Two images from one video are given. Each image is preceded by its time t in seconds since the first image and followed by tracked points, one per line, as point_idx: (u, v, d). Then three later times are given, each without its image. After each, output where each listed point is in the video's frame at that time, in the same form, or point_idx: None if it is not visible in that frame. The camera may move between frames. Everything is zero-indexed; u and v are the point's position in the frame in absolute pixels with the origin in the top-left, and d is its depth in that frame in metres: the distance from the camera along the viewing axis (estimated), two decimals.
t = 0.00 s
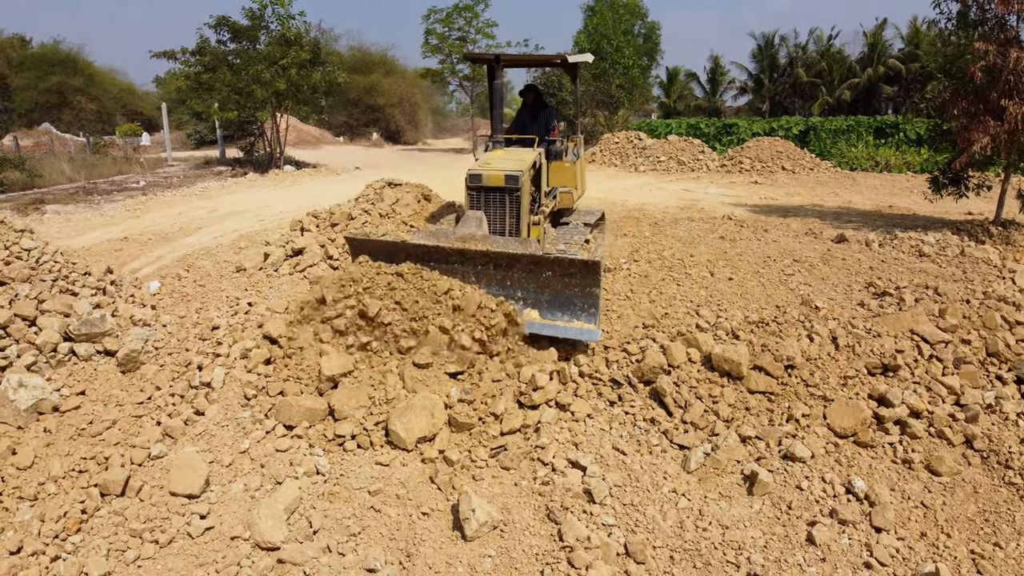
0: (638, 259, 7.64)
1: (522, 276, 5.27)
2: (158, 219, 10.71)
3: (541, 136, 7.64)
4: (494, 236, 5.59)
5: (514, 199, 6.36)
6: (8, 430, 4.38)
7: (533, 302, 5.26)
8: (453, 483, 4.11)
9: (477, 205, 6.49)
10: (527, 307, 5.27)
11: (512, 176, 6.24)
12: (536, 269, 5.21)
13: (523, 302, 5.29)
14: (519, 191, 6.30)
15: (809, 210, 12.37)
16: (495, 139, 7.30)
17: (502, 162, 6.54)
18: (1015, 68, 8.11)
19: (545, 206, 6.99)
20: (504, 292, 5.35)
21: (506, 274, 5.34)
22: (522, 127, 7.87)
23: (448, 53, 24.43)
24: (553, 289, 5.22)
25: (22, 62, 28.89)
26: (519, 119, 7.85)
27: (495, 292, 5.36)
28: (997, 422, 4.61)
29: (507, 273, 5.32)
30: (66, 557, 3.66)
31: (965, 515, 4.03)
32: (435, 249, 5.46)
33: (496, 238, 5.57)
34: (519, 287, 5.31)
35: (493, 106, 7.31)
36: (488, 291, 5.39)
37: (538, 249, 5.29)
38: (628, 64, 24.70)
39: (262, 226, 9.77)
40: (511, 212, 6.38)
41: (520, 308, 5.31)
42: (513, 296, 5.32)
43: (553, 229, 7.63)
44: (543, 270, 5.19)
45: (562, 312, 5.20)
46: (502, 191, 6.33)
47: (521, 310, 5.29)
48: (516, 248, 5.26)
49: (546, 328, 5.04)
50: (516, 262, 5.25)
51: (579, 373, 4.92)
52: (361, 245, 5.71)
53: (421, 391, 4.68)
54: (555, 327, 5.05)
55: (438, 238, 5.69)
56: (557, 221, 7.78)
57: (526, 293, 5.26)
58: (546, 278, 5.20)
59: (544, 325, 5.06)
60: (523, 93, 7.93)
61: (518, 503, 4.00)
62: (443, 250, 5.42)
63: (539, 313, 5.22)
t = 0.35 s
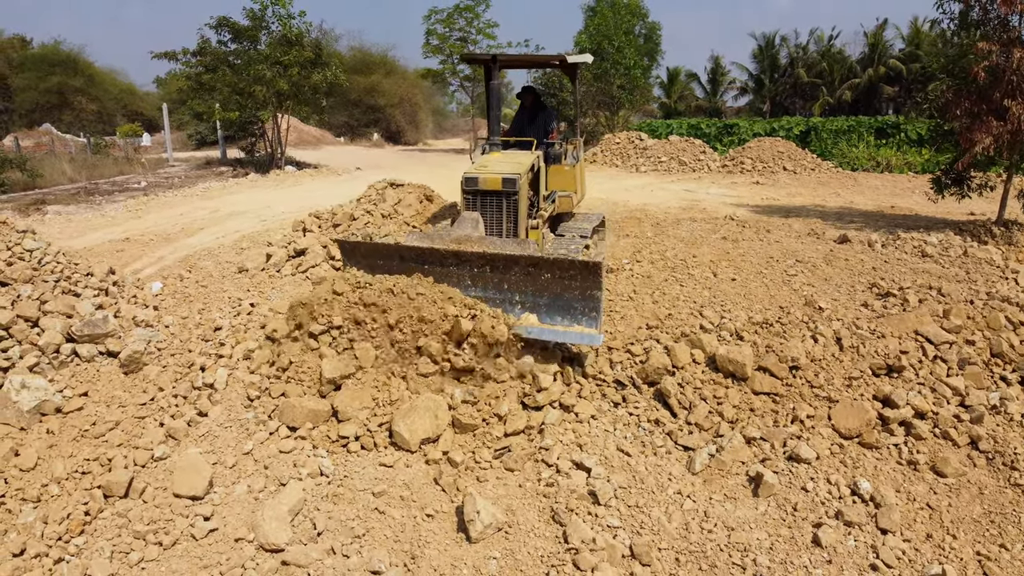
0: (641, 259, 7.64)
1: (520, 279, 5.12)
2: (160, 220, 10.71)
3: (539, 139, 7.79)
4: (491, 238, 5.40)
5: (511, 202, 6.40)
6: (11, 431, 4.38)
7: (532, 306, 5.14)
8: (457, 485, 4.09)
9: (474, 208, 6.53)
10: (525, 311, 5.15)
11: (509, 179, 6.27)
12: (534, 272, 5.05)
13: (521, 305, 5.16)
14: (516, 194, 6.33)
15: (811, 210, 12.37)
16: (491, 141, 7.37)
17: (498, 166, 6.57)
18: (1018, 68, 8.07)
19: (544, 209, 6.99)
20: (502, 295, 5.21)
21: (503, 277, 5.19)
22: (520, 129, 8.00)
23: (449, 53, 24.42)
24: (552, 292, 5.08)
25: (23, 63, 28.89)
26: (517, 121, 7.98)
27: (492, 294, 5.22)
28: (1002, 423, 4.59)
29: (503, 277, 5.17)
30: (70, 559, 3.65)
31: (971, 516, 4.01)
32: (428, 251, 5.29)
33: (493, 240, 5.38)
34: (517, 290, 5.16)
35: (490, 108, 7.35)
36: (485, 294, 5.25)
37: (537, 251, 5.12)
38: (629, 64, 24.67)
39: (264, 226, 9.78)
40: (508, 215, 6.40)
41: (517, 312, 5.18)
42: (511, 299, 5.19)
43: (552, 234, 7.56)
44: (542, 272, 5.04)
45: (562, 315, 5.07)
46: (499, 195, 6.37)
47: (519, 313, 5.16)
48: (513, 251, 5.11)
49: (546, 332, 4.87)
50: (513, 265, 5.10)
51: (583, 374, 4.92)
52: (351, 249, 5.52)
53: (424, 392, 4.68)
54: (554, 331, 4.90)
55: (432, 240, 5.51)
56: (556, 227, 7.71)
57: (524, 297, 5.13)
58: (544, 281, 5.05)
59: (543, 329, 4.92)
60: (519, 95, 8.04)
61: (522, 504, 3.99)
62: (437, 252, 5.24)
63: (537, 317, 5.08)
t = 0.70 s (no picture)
0: (642, 260, 7.63)
1: (514, 285, 4.83)
2: (161, 220, 10.73)
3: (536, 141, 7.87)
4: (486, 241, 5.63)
5: (506, 205, 6.36)
6: (11, 432, 4.37)
7: (526, 315, 4.84)
8: (459, 486, 4.08)
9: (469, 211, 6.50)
10: (519, 320, 4.85)
11: (503, 183, 6.21)
12: (531, 278, 4.76)
13: (515, 314, 4.86)
14: (511, 198, 6.27)
15: (812, 211, 12.37)
16: (487, 144, 7.26)
17: (494, 169, 6.53)
18: (1020, 68, 8.05)
19: (540, 214, 6.99)
20: (494, 301, 4.91)
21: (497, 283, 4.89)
22: (516, 132, 8.04)
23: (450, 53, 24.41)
24: (548, 300, 4.78)
25: (24, 63, 28.90)
26: (513, 123, 8.04)
27: (485, 301, 4.93)
28: (1005, 424, 4.58)
29: (498, 282, 4.87)
30: (71, 561, 3.64)
31: (974, 518, 4.00)
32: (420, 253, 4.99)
33: (488, 243, 5.60)
34: (512, 297, 4.86)
35: (486, 108, 7.30)
36: (478, 301, 4.95)
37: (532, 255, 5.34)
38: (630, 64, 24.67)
39: (265, 227, 9.78)
40: (503, 218, 6.37)
41: (510, 320, 4.88)
42: (504, 306, 4.88)
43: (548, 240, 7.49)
44: (539, 279, 4.75)
45: (557, 325, 4.77)
46: (494, 198, 6.33)
47: (511, 321, 4.86)
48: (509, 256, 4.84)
49: (541, 343, 4.66)
50: (509, 270, 4.81)
51: (586, 375, 4.91)
52: (341, 248, 5.26)
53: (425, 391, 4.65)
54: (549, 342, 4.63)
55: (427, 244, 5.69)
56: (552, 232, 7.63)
57: (519, 304, 4.83)
58: (541, 288, 4.76)
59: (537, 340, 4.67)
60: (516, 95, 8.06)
61: (525, 506, 3.98)
62: (430, 255, 4.93)
63: (532, 325, 4.81)
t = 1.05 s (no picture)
0: (642, 260, 7.61)
1: (509, 279, 4.76)
2: (160, 220, 10.71)
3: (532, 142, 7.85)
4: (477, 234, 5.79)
5: (500, 209, 6.39)
6: (9, 432, 4.35)
7: (521, 310, 4.76)
8: (459, 486, 4.07)
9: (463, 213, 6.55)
10: (513, 315, 4.77)
11: (496, 187, 6.23)
12: (525, 272, 4.69)
13: (509, 309, 4.78)
14: (505, 201, 6.31)
15: (813, 210, 12.34)
16: (482, 145, 7.39)
17: (487, 172, 6.55)
18: (1022, 67, 8.03)
19: (535, 217, 7.01)
20: (488, 297, 4.84)
21: (491, 278, 4.82)
22: (512, 133, 8.04)
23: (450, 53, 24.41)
24: (543, 294, 4.71)
25: (24, 63, 28.89)
26: (509, 124, 8.03)
27: (479, 297, 4.85)
28: (1007, 424, 4.57)
29: (491, 278, 4.80)
30: (69, 562, 3.63)
31: (976, 518, 3.98)
32: (412, 250, 4.89)
33: (480, 236, 5.76)
34: (506, 292, 4.79)
35: (480, 108, 7.26)
36: (471, 297, 4.87)
37: (523, 247, 5.54)
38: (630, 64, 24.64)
39: (265, 226, 9.76)
40: (497, 222, 6.42)
41: (505, 316, 4.80)
42: (498, 302, 4.82)
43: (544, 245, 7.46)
44: (533, 273, 4.68)
45: (553, 320, 4.69)
46: (487, 202, 6.37)
47: (506, 317, 4.78)
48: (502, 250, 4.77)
49: (535, 339, 4.55)
50: (503, 264, 4.74)
51: (586, 375, 4.89)
52: (328, 248, 5.14)
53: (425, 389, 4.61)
54: (544, 337, 4.54)
55: (417, 240, 5.78)
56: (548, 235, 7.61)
57: (513, 299, 4.76)
58: (535, 282, 4.70)
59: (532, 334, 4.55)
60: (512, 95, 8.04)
61: (525, 506, 3.96)
62: (421, 251, 4.85)
63: (527, 321, 4.72)
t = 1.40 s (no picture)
0: (642, 259, 7.59)
1: (506, 278, 4.61)
2: (160, 220, 10.68)
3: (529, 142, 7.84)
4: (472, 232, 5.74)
5: (497, 210, 6.40)
6: (7, 431, 4.34)
7: (517, 309, 4.62)
8: (458, 485, 4.05)
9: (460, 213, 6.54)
10: (510, 315, 4.63)
11: (493, 189, 6.22)
12: (522, 271, 4.55)
13: (506, 309, 4.64)
14: (502, 203, 6.30)
15: (813, 210, 12.34)
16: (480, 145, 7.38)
17: (484, 173, 6.52)
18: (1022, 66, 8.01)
19: (533, 218, 7.01)
20: (484, 297, 4.68)
21: (487, 276, 4.66)
22: (509, 131, 8.03)
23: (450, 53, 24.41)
24: (540, 293, 4.58)
25: (24, 63, 28.90)
26: (507, 123, 8.02)
27: (475, 296, 4.69)
28: (1008, 422, 4.55)
29: (487, 277, 4.64)
30: (67, 561, 3.61)
31: (976, 517, 3.96)
32: (406, 248, 4.71)
33: (475, 235, 5.73)
34: (502, 291, 4.64)
35: (477, 108, 7.23)
36: (466, 296, 4.71)
37: (519, 244, 5.53)
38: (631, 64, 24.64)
39: (264, 226, 9.74)
40: (494, 222, 6.43)
41: (501, 316, 4.66)
42: (494, 301, 4.66)
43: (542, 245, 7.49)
44: (530, 271, 4.55)
45: (550, 319, 4.57)
46: (484, 203, 6.36)
47: (502, 317, 4.64)
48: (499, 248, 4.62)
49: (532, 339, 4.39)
50: (499, 262, 4.58)
51: (585, 374, 4.86)
52: (319, 246, 4.93)
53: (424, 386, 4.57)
54: (541, 336, 4.43)
55: (412, 239, 5.74)
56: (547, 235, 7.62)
57: (510, 298, 4.62)
58: (532, 281, 4.56)
59: (529, 334, 4.45)
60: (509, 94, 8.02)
61: (524, 505, 3.95)
62: (416, 250, 4.67)
63: (523, 321, 4.58)
